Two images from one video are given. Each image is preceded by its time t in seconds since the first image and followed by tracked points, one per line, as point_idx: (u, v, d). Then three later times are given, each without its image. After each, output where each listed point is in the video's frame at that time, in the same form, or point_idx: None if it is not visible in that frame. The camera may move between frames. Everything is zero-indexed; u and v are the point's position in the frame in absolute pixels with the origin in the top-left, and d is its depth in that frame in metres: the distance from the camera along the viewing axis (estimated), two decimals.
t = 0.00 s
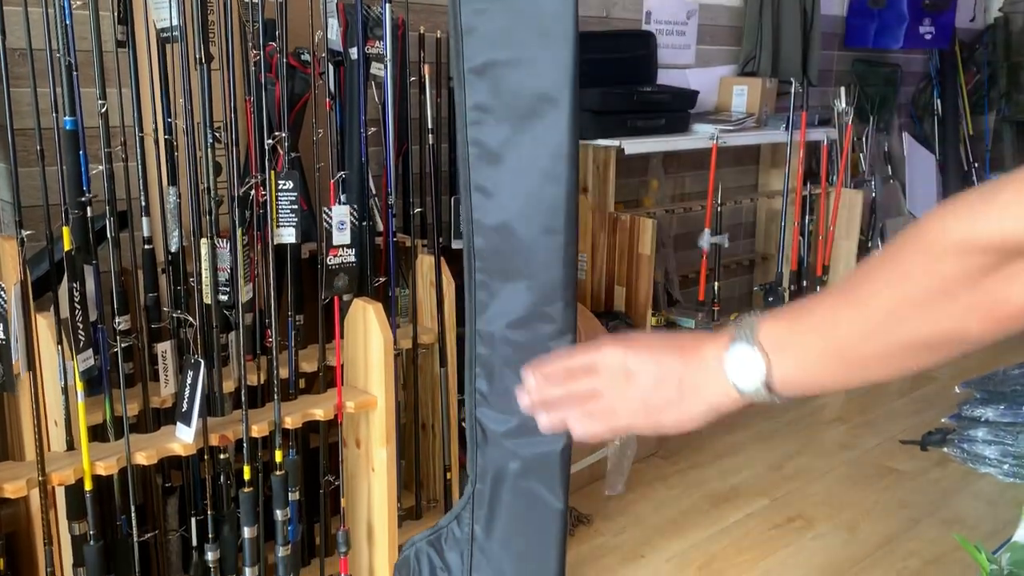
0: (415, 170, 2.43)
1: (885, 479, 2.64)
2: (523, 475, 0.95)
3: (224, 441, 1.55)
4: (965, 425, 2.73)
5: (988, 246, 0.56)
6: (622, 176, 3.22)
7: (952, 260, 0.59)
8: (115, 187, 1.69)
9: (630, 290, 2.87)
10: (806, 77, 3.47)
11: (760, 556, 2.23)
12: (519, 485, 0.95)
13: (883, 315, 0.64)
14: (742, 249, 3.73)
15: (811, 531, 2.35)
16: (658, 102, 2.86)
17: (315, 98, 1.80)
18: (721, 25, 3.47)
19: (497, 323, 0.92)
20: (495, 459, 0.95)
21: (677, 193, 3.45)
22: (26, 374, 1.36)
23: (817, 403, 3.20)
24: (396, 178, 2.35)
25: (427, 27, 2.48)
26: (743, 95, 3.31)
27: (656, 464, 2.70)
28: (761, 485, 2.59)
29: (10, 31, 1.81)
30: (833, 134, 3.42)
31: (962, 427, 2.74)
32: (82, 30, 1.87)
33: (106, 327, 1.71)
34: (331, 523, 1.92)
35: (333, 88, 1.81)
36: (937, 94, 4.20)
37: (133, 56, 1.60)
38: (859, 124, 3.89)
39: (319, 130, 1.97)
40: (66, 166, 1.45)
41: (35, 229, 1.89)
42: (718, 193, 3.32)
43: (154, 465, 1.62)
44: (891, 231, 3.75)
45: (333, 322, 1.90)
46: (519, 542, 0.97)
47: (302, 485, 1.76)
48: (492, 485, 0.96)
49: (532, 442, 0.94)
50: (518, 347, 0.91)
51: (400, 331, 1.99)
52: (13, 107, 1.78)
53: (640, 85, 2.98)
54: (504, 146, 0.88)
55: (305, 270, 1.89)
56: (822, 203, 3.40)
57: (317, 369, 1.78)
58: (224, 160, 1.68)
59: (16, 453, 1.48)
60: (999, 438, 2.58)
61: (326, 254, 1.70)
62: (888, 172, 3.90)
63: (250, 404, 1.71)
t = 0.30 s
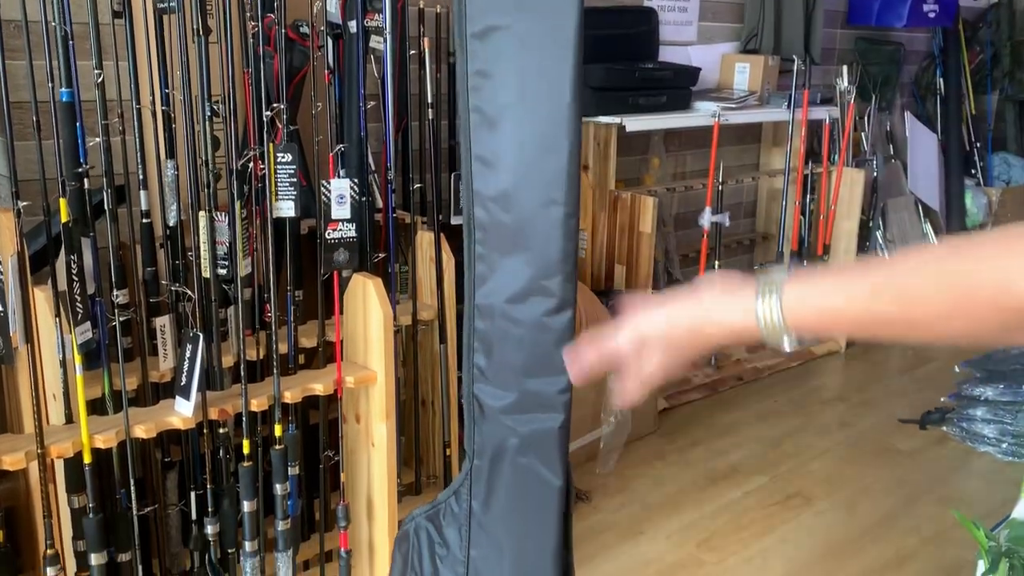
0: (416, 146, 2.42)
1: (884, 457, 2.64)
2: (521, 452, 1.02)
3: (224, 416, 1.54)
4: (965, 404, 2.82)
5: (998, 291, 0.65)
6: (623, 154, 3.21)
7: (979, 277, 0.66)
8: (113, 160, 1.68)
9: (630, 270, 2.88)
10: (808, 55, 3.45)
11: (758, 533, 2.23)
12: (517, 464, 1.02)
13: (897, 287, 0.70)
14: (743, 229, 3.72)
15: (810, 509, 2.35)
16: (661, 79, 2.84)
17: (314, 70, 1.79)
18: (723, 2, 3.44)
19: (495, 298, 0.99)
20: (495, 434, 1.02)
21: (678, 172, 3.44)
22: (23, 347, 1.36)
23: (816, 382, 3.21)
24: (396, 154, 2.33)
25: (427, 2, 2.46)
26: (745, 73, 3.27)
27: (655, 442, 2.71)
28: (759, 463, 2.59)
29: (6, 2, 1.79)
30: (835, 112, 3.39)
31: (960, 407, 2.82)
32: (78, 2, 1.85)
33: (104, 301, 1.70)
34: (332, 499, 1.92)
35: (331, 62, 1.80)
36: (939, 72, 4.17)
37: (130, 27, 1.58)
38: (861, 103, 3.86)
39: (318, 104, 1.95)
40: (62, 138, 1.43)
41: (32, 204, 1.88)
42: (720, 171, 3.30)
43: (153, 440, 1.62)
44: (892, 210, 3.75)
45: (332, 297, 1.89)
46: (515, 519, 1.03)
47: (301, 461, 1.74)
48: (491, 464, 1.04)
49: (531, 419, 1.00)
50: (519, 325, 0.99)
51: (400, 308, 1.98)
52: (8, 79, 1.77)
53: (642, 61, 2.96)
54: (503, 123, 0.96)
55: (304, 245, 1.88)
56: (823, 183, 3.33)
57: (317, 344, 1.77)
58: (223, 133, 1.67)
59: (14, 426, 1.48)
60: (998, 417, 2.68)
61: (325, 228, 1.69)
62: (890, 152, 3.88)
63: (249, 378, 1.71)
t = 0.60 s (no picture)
0: (416, 122, 2.40)
1: (883, 436, 2.64)
2: (532, 386, 0.81)
3: (222, 389, 1.53)
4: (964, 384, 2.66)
5: (992, 192, 0.57)
6: (624, 132, 3.18)
7: (978, 185, 0.57)
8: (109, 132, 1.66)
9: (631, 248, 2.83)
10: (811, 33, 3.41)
11: (756, 511, 2.23)
12: (527, 398, 0.81)
13: (876, 183, 0.61)
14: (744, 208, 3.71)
15: (809, 487, 2.35)
16: (662, 55, 2.82)
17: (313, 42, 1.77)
18: None
19: (511, 231, 0.79)
20: (500, 369, 0.82)
21: (679, 150, 3.42)
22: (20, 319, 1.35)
23: (815, 361, 3.20)
24: (396, 131, 2.32)
25: None
26: (748, 50, 3.25)
27: (654, 420, 2.70)
28: (758, 441, 2.59)
29: None
30: (838, 90, 3.35)
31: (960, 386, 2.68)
32: None
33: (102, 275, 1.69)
34: (331, 475, 1.92)
35: (332, 36, 1.78)
36: (943, 52, 4.13)
37: None
38: (863, 81, 3.83)
39: (317, 77, 1.94)
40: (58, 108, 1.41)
41: (29, 177, 1.86)
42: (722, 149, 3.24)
43: (152, 414, 1.62)
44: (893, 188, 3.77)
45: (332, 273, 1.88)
46: (521, 459, 0.83)
47: (301, 437, 1.74)
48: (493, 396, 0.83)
49: (544, 353, 0.80)
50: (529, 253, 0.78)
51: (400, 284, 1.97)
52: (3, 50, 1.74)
53: (644, 37, 2.93)
54: (527, 24, 0.73)
55: (302, 220, 1.87)
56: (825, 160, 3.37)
57: (317, 319, 1.77)
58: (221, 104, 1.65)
59: (12, 399, 1.47)
60: (998, 396, 2.54)
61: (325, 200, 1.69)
62: (892, 131, 3.85)
63: (249, 352, 1.71)
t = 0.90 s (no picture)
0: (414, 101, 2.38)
1: (882, 417, 2.65)
2: (572, 223, 0.87)
3: (221, 366, 1.53)
4: (964, 363, 2.64)
5: (1009, 205, 0.65)
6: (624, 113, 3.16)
7: (961, 213, 0.68)
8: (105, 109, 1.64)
9: (631, 230, 2.80)
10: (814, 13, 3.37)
11: (756, 491, 2.24)
12: (563, 234, 0.87)
13: (893, 228, 0.72)
14: (744, 190, 3.70)
15: (808, 467, 2.36)
16: (663, 35, 2.79)
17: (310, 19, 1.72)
18: None
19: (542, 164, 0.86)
20: (533, 213, 0.87)
21: (680, 131, 3.40)
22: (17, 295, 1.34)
23: (815, 343, 3.20)
24: (394, 109, 2.29)
25: None
26: (749, 30, 3.22)
27: (653, 400, 2.71)
28: (757, 422, 2.59)
29: None
30: (838, 71, 3.30)
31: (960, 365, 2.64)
32: None
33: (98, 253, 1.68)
34: (330, 454, 1.92)
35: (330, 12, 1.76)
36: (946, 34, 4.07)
37: None
38: (865, 62, 3.80)
39: (315, 54, 1.92)
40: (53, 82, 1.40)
41: (23, 154, 1.85)
42: (723, 131, 3.20)
43: (151, 393, 1.61)
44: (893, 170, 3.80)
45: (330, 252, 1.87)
46: (552, 294, 0.88)
47: (299, 415, 1.73)
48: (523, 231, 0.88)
49: (582, 186, 0.86)
50: (578, 75, 0.83)
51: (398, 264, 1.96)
52: None
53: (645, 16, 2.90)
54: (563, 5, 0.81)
55: (301, 199, 1.85)
56: (827, 141, 3.40)
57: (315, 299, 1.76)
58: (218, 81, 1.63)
59: (8, 376, 1.46)
60: (997, 377, 2.51)
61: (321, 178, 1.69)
62: (893, 113, 3.85)
63: (246, 330, 1.70)
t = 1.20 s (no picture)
0: (411, 85, 2.36)
1: (880, 402, 2.65)
2: (627, 89, 0.90)
3: (217, 350, 1.51)
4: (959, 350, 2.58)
5: (998, 205, 0.63)
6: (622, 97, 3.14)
7: (950, 213, 0.65)
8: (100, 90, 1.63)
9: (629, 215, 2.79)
10: None
11: (754, 475, 2.24)
12: (616, 101, 0.91)
13: (882, 236, 0.70)
14: (743, 175, 3.68)
15: (806, 452, 2.36)
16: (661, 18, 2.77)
17: None
18: None
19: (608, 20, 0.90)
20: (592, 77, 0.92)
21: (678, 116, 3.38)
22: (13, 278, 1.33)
23: (813, 328, 3.21)
24: (391, 93, 2.27)
25: None
26: (749, 14, 3.19)
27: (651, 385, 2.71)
28: (756, 407, 2.60)
29: None
30: (838, 55, 3.33)
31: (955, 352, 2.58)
32: None
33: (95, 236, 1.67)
34: (329, 438, 1.92)
35: None
36: (944, 18, 4.04)
37: None
38: (865, 47, 3.77)
39: (311, 36, 1.90)
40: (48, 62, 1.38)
41: (17, 138, 1.83)
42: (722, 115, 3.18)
43: (148, 376, 1.60)
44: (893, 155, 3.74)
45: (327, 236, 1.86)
46: (601, 158, 0.92)
47: (297, 400, 1.71)
48: (572, 133, 0.94)
49: (643, 44, 0.89)
50: None
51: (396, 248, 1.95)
52: None
53: None
54: None
55: (298, 182, 1.84)
56: (826, 126, 3.40)
57: (312, 283, 1.75)
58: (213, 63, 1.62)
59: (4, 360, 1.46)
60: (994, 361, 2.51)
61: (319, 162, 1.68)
62: (892, 98, 3.81)
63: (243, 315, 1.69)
